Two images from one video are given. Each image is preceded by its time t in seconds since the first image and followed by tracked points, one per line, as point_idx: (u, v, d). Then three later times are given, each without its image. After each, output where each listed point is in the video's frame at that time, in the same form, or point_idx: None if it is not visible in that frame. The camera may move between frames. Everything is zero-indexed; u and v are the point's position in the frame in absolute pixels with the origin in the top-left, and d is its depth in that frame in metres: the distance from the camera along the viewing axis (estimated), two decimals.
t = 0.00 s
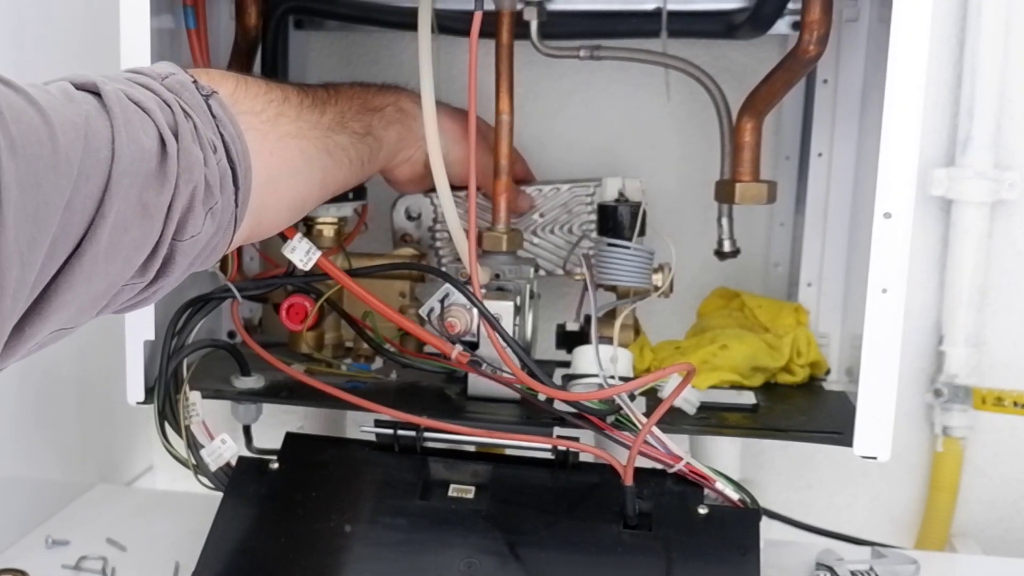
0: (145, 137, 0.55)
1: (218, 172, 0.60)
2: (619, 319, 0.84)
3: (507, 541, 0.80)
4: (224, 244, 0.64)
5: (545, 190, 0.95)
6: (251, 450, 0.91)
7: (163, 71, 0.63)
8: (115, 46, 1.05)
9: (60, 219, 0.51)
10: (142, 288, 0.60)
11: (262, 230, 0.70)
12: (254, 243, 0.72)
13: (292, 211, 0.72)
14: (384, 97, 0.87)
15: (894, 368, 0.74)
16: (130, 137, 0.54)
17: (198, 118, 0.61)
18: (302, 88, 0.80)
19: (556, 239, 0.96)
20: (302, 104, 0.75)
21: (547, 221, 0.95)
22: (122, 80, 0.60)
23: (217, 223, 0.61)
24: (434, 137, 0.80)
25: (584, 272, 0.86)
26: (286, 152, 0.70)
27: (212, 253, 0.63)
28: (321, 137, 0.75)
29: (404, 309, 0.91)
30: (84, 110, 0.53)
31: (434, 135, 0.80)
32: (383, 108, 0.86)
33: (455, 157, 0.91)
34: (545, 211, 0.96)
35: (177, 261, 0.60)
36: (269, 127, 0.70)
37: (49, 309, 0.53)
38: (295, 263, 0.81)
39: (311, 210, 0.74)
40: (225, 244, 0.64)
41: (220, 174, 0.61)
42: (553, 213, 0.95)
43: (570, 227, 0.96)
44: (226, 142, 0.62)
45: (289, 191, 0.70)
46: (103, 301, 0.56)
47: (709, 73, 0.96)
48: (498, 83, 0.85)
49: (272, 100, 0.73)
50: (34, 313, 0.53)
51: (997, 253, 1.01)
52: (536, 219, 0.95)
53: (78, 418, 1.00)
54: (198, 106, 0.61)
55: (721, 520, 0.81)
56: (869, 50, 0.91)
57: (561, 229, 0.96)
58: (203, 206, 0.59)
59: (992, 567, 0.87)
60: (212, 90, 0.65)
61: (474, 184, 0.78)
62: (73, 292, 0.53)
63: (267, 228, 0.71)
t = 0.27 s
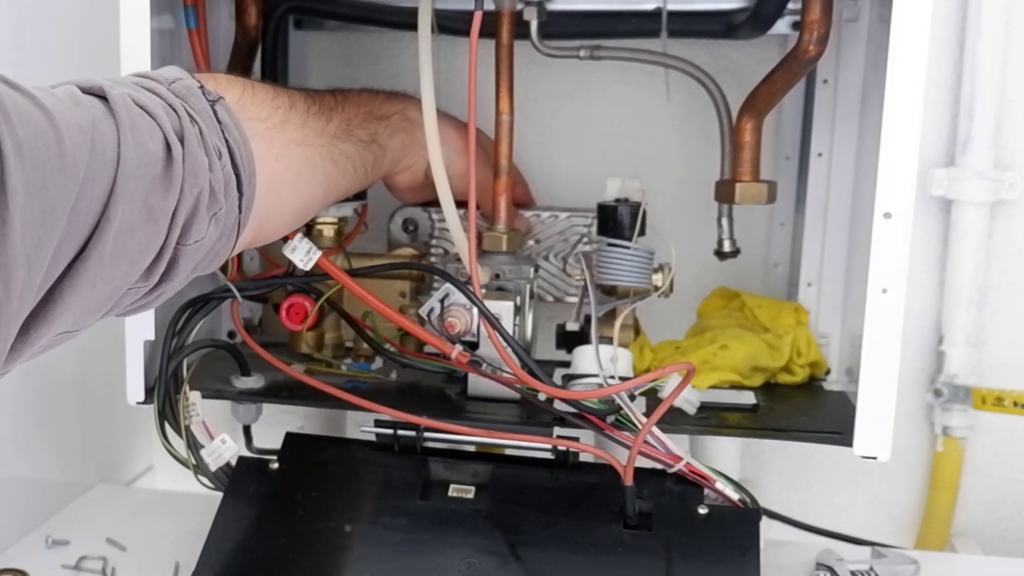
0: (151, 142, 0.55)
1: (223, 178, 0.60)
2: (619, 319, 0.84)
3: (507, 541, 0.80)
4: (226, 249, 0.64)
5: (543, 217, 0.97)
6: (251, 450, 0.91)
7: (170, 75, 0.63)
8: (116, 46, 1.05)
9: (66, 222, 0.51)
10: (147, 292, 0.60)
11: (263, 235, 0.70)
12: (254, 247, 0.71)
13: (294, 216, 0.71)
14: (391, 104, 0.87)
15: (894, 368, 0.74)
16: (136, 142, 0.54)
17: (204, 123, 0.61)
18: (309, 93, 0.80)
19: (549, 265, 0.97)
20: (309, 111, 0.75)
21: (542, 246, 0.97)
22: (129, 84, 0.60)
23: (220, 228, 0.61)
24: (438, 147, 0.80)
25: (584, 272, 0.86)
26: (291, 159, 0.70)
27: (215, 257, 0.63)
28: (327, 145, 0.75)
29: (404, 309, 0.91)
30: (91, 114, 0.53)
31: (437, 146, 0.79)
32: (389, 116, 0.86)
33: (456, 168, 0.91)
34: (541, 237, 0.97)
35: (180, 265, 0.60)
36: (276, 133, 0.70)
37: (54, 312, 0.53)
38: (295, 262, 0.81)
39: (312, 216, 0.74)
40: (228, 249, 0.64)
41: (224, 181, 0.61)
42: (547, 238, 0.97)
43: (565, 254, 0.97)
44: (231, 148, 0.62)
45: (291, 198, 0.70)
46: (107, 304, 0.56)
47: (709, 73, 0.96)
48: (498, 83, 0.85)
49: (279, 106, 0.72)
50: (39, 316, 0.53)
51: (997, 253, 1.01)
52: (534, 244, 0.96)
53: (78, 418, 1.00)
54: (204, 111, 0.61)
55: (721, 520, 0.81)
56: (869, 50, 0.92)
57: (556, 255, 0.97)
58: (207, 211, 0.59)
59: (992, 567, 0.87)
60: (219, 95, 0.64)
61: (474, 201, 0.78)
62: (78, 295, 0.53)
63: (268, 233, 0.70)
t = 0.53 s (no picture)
0: (151, 148, 0.55)
1: (222, 185, 0.60)
2: (619, 319, 0.84)
3: (507, 541, 0.80)
4: (225, 256, 0.64)
5: (550, 227, 0.96)
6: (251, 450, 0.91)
7: (171, 82, 0.63)
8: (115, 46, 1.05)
9: (64, 226, 0.50)
10: (145, 298, 0.60)
11: (263, 243, 0.70)
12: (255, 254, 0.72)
13: (294, 223, 0.72)
14: (396, 112, 0.87)
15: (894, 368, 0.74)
16: (135, 147, 0.54)
17: (204, 131, 0.61)
18: (313, 100, 0.80)
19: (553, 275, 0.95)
20: (311, 119, 0.75)
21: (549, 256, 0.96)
22: (130, 90, 0.60)
23: (220, 236, 0.61)
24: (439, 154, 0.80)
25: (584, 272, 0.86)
26: (292, 168, 0.70)
27: (214, 264, 0.63)
28: (329, 153, 0.75)
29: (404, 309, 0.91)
30: (90, 119, 0.54)
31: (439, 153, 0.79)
32: (394, 124, 0.86)
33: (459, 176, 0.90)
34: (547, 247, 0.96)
35: (179, 272, 0.60)
36: (277, 141, 0.70)
37: (52, 318, 0.53)
38: (294, 263, 0.81)
39: (313, 223, 0.74)
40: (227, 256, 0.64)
41: (224, 188, 0.61)
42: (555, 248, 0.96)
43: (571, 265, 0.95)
44: (231, 155, 0.62)
45: (291, 206, 0.70)
46: (105, 311, 0.56)
47: (709, 73, 0.96)
48: (498, 83, 0.85)
49: (281, 114, 0.72)
50: (37, 321, 0.53)
51: (997, 253, 1.01)
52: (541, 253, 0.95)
53: (78, 418, 1.00)
54: (204, 117, 0.62)
55: (721, 520, 0.81)
56: (869, 50, 0.92)
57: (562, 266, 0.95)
58: (206, 219, 0.59)
59: (992, 567, 0.87)
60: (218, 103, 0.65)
61: (474, 205, 0.77)
62: (76, 301, 0.53)
63: (268, 241, 0.71)
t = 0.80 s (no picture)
0: (145, 154, 0.55)
1: (216, 193, 0.60)
2: (619, 318, 0.84)
3: (507, 541, 0.80)
4: (217, 262, 0.64)
5: (551, 240, 0.92)
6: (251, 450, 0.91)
7: (168, 87, 0.63)
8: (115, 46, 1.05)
9: (54, 230, 0.50)
10: (137, 304, 0.60)
11: (255, 250, 0.71)
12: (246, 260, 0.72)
13: (287, 231, 0.72)
14: (398, 120, 0.87)
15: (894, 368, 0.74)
16: (128, 152, 0.54)
17: (200, 137, 0.61)
18: (314, 107, 0.80)
19: (556, 289, 0.92)
20: (310, 127, 0.75)
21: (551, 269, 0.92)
22: (125, 94, 0.60)
23: (212, 242, 0.61)
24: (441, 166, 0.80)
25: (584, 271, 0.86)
26: (288, 177, 0.70)
27: (206, 270, 0.63)
28: (326, 162, 0.75)
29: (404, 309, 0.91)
30: (82, 124, 0.53)
31: (440, 163, 0.80)
32: (395, 133, 0.86)
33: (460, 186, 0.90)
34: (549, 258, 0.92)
35: (171, 278, 0.60)
36: (274, 150, 0.70)
37: (41, 323, 0.53)
38: (292, 265, 0.82)
39: (307, 231, 0.75)
40: (219, 262, 0.64)
41: (217, 196, 0.61)
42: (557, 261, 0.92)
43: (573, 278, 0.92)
44: (225, 162, 0.62)
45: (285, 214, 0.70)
46: (96, 316, 0.56)
47: (709, 73, 0.96)
48: (498, 83, 0.85)
49: (280, 122, 0.72)
50: (26, 325, 0.53)
51: (997, 253, 1.01)
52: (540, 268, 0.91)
53: (78, 418, 1.00)
54: (200, 123, 0.61)
55: (721, 520, 0.81)
56: (869, 50, 0.92)
57: (564, 279, 0.91)
58: (199, 225, 0.59)
59: (992, 567, 0.87)
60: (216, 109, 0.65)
61: (474, 218, 0.78)
62: (65, 306, 0.53)
63: (261, 247, 0.71)
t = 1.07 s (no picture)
0: (134, 159, 0.55)
1: (206, 200, 0.61)
2: (619, 318, 0.84)
3: (507, 541, 0.80)
4: (207, 268, 0.64)
5: (554, 252, 0.91)
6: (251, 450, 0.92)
7: (160, 91, 0.63)
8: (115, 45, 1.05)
9: (40, 234, 0.50)
10: (124, 310, 0.60)
11: (249, 256, 0.71)
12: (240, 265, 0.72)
13: (281, 237, 0.72)
14: (396, 126, 0.88)
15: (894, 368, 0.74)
16: (117, 157, 0.54)
17: (191, 143, 0.61)
18: (311, 112, 0.80)
19: (557, 301, 0.92)
20: (305, 133, 0.75)
21: (552, 281, 0.91)
22: (115, 99, 0.60)
23: (202, 249, 0.61)
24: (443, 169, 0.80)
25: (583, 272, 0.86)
26: (282, 183, 0.70)
27: (196, 276, 0.63)
28: (322, 169, 0.75)
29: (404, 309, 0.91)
30: (70, 128, 0.53)
31: (442, 167, 0.80)
32: (392, 139, 0.87)
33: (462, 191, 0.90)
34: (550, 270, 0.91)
35: (159, 285, 0.60)
36: (268, 156, 0.70)
37: (27, 328, 0.53)
38: (289, 266, 0.82)
39: (302, 237, 0.75)
40: (209, 268, 0.64)
41: (207, 202, 0.61)
42: (556, 273, 0.91)
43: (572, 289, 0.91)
44: (216, 168, 0.63)
45: (279, 221, 0.71)
46: (83, 322, 0.56)
47: (709, 73, 0.96)
48: (498, 83, 0.85)
49: (275, 128, 0.72)
50: (11, 330, 0.53)
51: (997, 253, 1.01)
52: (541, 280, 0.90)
53: (78, 418, 1.00)
54: (191, 129, 0.62)
55: (722, 520, 0.81)
56: (869, 50, 0.92)
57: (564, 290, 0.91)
58: (188, 232, 0.59)
59: (992, 567, 0.87)
60: (209, 114, 0.65)
61: (474, 221, 0.79)
62: (52, 312, 0.53)
63: (255, 253, 0.71)
